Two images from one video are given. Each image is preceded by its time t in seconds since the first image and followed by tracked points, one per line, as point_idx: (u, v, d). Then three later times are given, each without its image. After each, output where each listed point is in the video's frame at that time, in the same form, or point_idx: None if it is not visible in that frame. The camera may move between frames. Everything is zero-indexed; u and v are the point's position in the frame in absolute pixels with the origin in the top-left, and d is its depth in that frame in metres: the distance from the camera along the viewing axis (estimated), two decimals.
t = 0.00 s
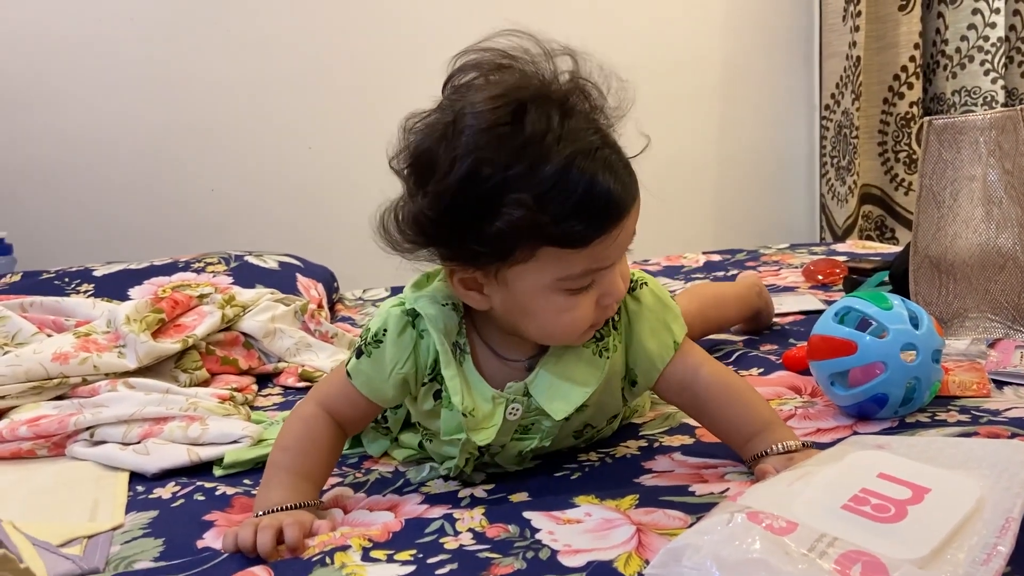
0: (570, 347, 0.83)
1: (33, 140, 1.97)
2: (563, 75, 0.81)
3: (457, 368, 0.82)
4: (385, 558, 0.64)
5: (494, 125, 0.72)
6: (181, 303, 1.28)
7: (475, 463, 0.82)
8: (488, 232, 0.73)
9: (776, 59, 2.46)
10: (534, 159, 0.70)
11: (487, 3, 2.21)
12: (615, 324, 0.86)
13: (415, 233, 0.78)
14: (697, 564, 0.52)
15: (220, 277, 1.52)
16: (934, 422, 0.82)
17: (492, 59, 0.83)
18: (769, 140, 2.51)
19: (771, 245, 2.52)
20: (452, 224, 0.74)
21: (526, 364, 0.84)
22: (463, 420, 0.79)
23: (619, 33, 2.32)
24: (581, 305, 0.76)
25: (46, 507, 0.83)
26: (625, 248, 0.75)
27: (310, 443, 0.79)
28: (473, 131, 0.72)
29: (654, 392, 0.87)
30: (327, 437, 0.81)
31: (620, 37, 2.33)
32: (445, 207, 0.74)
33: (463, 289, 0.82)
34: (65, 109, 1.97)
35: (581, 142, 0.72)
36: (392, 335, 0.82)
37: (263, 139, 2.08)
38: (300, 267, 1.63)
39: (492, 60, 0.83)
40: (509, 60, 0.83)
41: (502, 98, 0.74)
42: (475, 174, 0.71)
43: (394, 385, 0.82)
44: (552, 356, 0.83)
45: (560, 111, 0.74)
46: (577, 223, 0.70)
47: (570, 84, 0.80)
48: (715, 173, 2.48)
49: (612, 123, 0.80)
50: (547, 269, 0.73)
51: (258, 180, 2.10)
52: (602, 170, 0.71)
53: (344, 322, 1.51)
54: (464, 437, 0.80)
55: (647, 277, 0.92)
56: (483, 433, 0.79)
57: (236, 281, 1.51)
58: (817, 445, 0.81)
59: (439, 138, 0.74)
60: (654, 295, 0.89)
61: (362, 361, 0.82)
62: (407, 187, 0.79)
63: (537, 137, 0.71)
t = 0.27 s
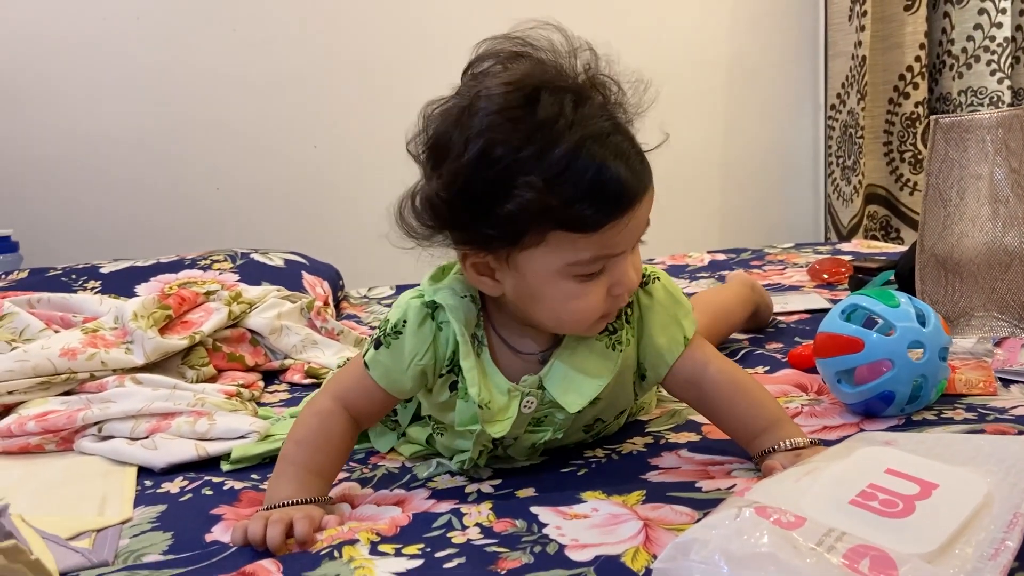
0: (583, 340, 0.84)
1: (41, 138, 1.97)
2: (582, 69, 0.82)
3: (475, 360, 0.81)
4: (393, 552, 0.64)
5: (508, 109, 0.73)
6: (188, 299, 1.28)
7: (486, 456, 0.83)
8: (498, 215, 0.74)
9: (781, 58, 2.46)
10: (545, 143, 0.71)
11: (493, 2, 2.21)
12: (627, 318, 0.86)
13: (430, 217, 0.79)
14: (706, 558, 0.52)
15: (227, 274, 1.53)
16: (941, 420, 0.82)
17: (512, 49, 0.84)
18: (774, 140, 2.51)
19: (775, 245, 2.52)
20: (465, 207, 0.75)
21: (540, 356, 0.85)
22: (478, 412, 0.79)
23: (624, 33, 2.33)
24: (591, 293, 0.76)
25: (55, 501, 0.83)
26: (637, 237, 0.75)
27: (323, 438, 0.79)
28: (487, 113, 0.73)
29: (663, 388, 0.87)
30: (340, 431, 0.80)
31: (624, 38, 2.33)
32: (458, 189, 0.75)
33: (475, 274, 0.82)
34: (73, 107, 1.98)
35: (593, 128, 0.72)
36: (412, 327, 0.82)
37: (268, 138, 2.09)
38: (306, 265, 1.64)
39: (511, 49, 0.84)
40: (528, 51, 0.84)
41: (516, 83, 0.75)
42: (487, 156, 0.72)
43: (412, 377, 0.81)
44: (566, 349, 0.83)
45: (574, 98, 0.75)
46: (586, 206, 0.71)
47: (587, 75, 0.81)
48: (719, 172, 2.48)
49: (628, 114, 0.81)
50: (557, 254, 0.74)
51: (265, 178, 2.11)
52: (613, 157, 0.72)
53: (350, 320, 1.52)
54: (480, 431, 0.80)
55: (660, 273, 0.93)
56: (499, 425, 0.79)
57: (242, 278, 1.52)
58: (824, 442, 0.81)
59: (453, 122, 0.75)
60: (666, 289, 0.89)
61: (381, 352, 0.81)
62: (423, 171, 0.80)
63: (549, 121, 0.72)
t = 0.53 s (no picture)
0: (587, 341, 0.84)
1: (44, 138, 1.97)
2: (590, 71, 0.82)
3: (482, 362, 0.81)
4: (394, 553, 0.64)
5: (514, 108, 0.73)
6: (190, 299, 1.28)
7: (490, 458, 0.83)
8: (502, 213, 0.74)
9: (784, 59, 2.45)
10: (549, 142, 0.71)
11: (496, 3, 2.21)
12: (631, 320, 0.86)
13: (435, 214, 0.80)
14: (707, 561, 0.52)
15: (229, 275, 1.53)
16: (943, 422, 0.82)
17: (522, 49, 0.85)
18: (777, 141, 2.51)
19: (778, 246, 2.51)
20: (469, 204, 0.76)
21: (544, 359, 0.85)
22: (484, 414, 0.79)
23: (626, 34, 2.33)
24: (593, 294, 0.75)
25: (57, 501, 0.83)
26: (641, 239, 0.75)
27: (328, 441, 0.79)
28: (492, 112, 0.74)
29: (665, 391, 0.87)
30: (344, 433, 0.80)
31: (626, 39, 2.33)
32: (463, 186, 0.75)
33: (478, 273, 0.82)
34: (76, 108, 1.98)
35: (597, 130, 0.72)
36: (418, 328, 0.81)
37: (271, 138, 2.09)
38: (308, 265, 1.64)
39: (521, 50, 0.84)
40: (538, 51, 0.84)
41: (523, 83, 0.75)
42: (491, 153, 0.73)
43: (418, 378, 0.81)
44: (570, 351, 0.83)
45: (581, 100, 0.75)
46: (588, 207, 0.70)
47: (595, 77, 0.81)
48: (722, 173, 2.48)
49: (635, 116, 0.81)
50: (559, 254, 0.73)
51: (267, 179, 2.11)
52: (617, 158, 0.72)
53: (352, 320, 1.52)
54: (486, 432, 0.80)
55: (664, 275, 0.92)
56: (505, 427, 0.79)
57: (244, 278, 1.52)
58: (826, 444, 0.81)
59: (460, 119, 0.76)
60: (669, 292, 0.89)
61: (387, 354, 0.81)
62: (430, 168, 0.81)
63: (554, 121, 0.72)
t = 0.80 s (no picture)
0: (592, 343, 0.83)
1: (46, 139, 1.98)
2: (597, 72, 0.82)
3: (489, 365, 0.81)
4: (394, 556, 0.64)
5: (518, 108, 0.73)
6: (191, 301, 1.28)
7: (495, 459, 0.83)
8: (506, 213, 0.74)
9: (786, 61, 2.45)
10: (553, 143, 0.71)
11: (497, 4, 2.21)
12: (634, 321, 0.86)
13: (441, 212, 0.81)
14: (707, 564, 0.52)
15: (230, 276, 1.53)
16: (944, 425, 0.82)
17: (529, 51, 0.85)
18: (779, 142, 2.51)
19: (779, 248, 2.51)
20: (474, 203, 0.76)
21: (549, 361, 0.85)
22: (492, 416, 0.79)
23: (628, 35, 2.33)
24: (596, 294, 0.75)
25: (58, 502, 0.83)
26: (644, 240, 0.75)
27: (331, 443, 0.79)
28: (497, 112, 0.74)
29: (668, 392, 0.87)
30: (349, 436, 0.80)
31: (628, 40, 2.33)
32: (468, 185, 0.75)
33: (482, 273, 0.82)
34: (79, 109, 1.98)
35: (601, 131, 0.72)
36: (425, 331, 0.81)
37: (273, 139, 2.09)
38: (309, 267, 1.64)
39: (527, 51, 0.85)
40: (545, 53, 0.84)
41: (528, 83, 0.75)
42: (495, 152, 0.73)
43: (424, 381, 0.80)
44: (575, 353, 0.83)
45: (586, 101, 0.75)
46: (591, 207, 0.70)
47: (601, 78, 0.81)
48: (723, 175, 2.48)
49: (641, 118, 0.81)
50: (561, 254, 0.73)
51: (269, 180, 2.11)
52: (620, 160, 0.72)
53: (353, 322, 1.52)
54: (492, 435, 0.80)
55: (667, 276, 0.92)
56: (512, 430, 0.79)
57: (246, 280, 1.52)
58: (827, 446, 0.81)
59: (465, 119, 0.76)
60: (673, 293, 0.89)
61: (393, 356, 0.81)
62: (436, 167, 0.81)
63: (558, 122, 0.72)
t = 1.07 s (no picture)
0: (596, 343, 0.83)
1: (48, 140, 1.98)
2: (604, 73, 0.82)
3: (493, 366, 0.81)
4: (395, 557, 0.64)
5: (528, 110, 0.73)
6: (193, 302, 1.28)
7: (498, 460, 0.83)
8: (513, 215, 0.74)
9: (787, 62, 2.46)
10: (562, 146, 0.71)
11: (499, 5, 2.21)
12: (638, 321, 0.86)
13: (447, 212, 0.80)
14: (708, 566, 0.52)
15: (232, 277, 1.53)
16: (945, 427, 0.82)
17: (536, 51, 0.85)
18: (780, 143, 2.51)
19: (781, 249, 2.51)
20: (480, 204, 0.76)
21: (553, 361, 0.85)
22: (497, 417, 0.79)
23: (629, 37, 2.33)
24: (602, 297, 0.75)
25: (59, 503, 0.83)
26: (651, 243, 0.75)
27: (335, 445, 0.78)
28: (507, 113, 0.74)
29: (669, 392, 0.87)
30: (352, 437, 0.80)
31: (629, 41, 2.33)
32: (475, 186, 0.75)
33: (489, 273, 0.82)
34: (80, 109, 1.98)
35: (610, 135, 0.72)
36: (430, 332, 0.81)
37: (275, 140, 2.10)
38: (311, 268, 1.64)
39: (534, 52, 0.84)
40: (551, 53, 0.84)
41: (538, 85, 0.75)
42: (504, 153, 0.73)
43: (428, 382, 0.80)
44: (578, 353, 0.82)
45: (594, 104, 0.75)
46: (599, 211, 0.71)
47: (608, 80, 0.81)
48: (725, 176, 2.48)
49: (647, 121, 0.81)
50: (569, 255, 0.73)
51: (270, 181, 2.11)
52: (629, 164, 0.72)
53: (354, 323, 1.52)
54: (498, 436, 0.80)
55: (670, 275, 0.92)
56: (517, 431, 0.79)
57: (247, 281, 1.52)
58: (828, 448, 0.81)
59: (473, 119, 0.76)
60: (676, 294, 0.89)
61: (398, 357, 0.81)
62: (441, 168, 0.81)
63: (568, 125, 0.72)
